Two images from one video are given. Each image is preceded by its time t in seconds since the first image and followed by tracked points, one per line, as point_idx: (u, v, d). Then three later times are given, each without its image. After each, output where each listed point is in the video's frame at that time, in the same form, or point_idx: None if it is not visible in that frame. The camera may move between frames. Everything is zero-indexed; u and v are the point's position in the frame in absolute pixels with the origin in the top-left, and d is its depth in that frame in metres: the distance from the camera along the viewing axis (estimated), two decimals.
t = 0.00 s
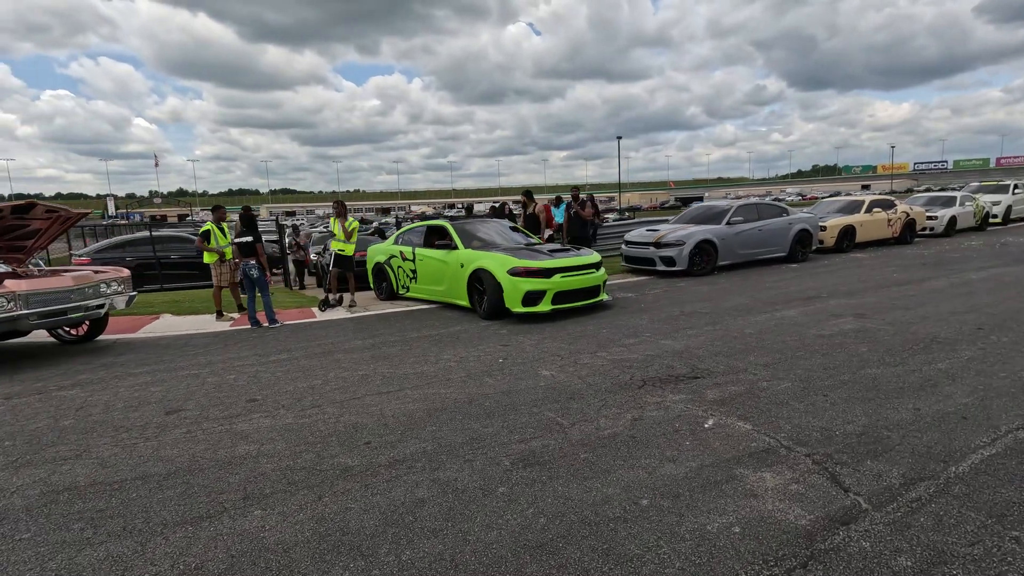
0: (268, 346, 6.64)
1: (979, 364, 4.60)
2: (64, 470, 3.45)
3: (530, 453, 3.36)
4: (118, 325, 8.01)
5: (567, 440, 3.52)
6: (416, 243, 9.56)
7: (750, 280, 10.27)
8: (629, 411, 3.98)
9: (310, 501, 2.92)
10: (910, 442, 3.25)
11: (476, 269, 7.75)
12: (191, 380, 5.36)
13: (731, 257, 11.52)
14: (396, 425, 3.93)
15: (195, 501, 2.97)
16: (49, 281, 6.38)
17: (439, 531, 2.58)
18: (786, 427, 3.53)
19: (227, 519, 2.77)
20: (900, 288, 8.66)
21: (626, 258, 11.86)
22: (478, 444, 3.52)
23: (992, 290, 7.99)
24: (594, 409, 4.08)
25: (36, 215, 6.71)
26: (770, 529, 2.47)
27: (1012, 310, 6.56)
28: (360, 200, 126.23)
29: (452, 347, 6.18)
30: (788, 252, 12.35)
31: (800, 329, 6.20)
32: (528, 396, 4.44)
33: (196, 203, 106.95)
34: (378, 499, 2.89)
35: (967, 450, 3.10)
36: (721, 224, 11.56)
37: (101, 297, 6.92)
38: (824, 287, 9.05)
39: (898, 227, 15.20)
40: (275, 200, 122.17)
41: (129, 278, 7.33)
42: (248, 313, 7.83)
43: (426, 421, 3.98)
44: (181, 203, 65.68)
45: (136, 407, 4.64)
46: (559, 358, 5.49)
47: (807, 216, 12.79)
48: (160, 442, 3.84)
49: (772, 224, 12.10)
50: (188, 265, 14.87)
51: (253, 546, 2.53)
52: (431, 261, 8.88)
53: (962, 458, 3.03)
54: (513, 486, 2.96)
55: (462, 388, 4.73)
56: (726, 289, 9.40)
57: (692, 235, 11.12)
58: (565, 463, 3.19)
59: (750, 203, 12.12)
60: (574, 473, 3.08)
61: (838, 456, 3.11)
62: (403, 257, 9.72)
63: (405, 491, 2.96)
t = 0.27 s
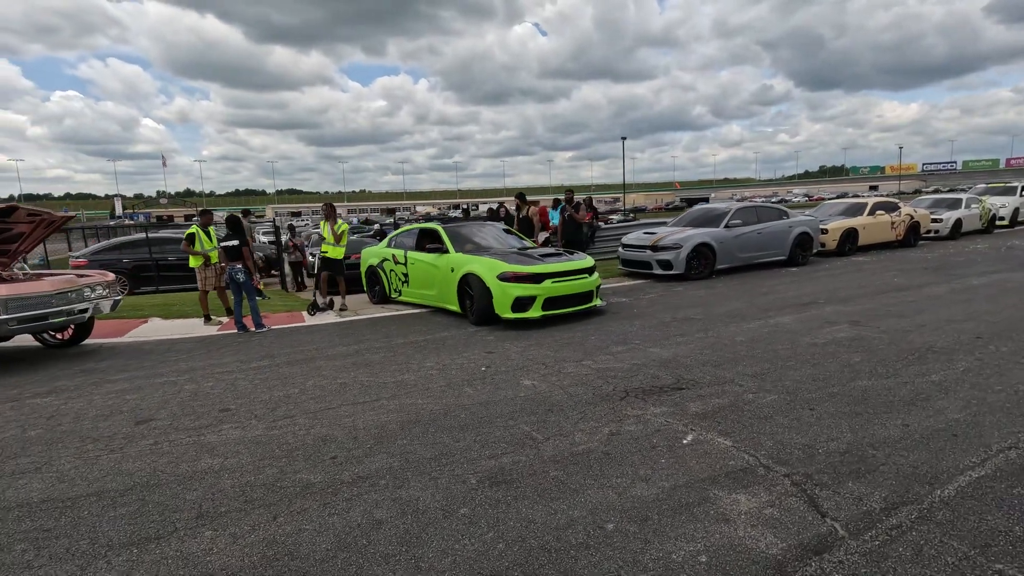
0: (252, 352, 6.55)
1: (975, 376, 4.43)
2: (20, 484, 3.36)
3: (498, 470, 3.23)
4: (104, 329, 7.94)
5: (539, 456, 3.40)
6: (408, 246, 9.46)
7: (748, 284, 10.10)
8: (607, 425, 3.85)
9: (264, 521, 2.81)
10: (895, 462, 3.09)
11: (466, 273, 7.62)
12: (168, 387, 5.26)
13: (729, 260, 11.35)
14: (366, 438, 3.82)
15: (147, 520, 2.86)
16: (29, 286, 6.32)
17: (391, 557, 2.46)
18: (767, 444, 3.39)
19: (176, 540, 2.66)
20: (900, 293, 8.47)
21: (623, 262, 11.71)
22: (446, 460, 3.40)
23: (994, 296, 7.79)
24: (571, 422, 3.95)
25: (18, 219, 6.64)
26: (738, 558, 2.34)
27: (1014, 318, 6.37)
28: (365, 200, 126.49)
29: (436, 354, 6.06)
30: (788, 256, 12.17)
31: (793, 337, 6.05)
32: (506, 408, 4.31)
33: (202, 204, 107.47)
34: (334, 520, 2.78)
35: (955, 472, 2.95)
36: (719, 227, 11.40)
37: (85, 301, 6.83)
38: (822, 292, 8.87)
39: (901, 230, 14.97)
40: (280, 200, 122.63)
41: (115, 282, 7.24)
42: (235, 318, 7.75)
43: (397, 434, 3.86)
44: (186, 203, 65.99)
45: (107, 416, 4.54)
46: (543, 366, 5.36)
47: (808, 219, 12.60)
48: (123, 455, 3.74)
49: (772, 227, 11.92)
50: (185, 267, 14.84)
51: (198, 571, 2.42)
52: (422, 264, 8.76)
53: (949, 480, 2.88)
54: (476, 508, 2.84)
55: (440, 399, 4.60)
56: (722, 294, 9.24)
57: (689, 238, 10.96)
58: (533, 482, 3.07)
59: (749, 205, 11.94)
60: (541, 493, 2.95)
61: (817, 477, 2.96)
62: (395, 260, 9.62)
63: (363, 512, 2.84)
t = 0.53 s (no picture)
0: (237, 352, 6.51)
1: (964, 380, 4.32)
2: None
3: (465, 475, 3.17)
4: (94, 328, 7.93)
5: (509, 460, 3.32)
6: (400, 246, 9.42)
7: (744, 285, 9.99)
8: (582, 429, 3.77)
9: (221, 525, 2.75)
10: (872, 468, 3.01)
11: (456, 273, 7.54)
12: (148, 387, 5.22)
13: (727, 261, 11.23)
14: (338, 441, 3.76)
15: (104, 523, 2.81)
16: (15, 285, 6.31)
17: (344, 563, 2.40)
18: (743, 450, 3.31)
19: (129, 544, 2.61)
20: (897, 294, 8.34)
21: (619, 262, 11.62)
22: (415, 464, 3.33)
23: (993, 298, 7.65)
24: (547, 425, 3.88)
25: (5, 217, 6.64)
26: (699, 568, 2.26)
27: (1011, 320, 6.24)
28: (370, 200, 126.78)
29: (421, 355, 6.00)
30: (787, 256, 12.04)
31: (783, 339, 5.95)
32: (483, 410, 4.24)
33: (207, 203, 108.03)
34: (292, 524, 2.72)
35: (933, 479, 2.86)
36: (716, 227, 11.29)
37: (72, 300, 6.81)
38: (819, 293, 8.74)
39: (903, 230, 14.79)
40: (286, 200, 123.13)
41: (104, 281, 7.22)
42: (224, 317, 7.73)
43: (369, 437, 3.80)
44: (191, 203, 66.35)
45: (83, 416, 4.50)
46: (526, 368, 5.28)
47: (807, 219, 12.45)
48: (92, 456, 3.69)
49: (770, 227, 11.79)
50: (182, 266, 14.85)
51: None
52: (414, 264, 8.71)
53: (925, 487, 2.79)
54: (437, 513, 2.77)
55: (418, 400, 4.53)
56: (717, 295, 9.14)
57: (686, 238, 10.85)
58: (499, 487, 3.00)
59: (747, 205, 11.82)
60: (505, 498, 2.88)
61: (790, 484, 2.88)
62: (388, 260, 9.58)
63: (323, 516, 2.78)
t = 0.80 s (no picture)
0: (223, 353, 6.51)
1: (947, 388, 4.25)
2: None
3: (428, 481, 3.13)
4: (85, 328, 7.96)
5: (475, 467, 3.29)
6: (393, 247, 9.41)
7: (739, 288, 9.91)
8: (553, 435, 3.72)
9: (177, 531, 2.74)
10: (840, 480, 2.95)
11: (445, 275, 7.50)
12: (129, 388, 5.23)
13: (723, 263, 11.14)
14: (307, 445, 3.74)
15: (60, 528, 2.80)
16: (3, 284, 6.34)
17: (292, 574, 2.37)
18: (712, 458, 3.26)
19: (82, 551, 2.60)
20: (892, 298, 8.23)
21: (614, 263, 11.56)
22: (380, 470, 3.30)
23: (989, 302, 7.53)
24: (518, 431, 3.84)
25: None
26: None
27: (1003, 326, 6.14)
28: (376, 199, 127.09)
29: (404, 357, 5.97)
30: (784, 258, 11.94)
31: (770, 343, 5.88)
32: (457, 415, 4.21)
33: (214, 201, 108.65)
34: (247, 532, 2.70)
35: (900, 492, 2.80)
36: (712, 228, 11.21)
37: (61, 300, 6.83)
38: (813, 296, 8.65)
39: (905, 232, 14.63)
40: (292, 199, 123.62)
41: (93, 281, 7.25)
42: (213, 317, 7.75)
43: (339, 441, 3.77)
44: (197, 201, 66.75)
45: (59, 417, 4.50)
46: (507, 372, 5.24)
47: (806, 220, 12.34)
48: (61, 458, 3.69)
49: (768, 229, 11.69)
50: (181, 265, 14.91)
51: None
52: (405, 265, 8.68)
53: (891, 501, 2.73)
54: (394, 522, 2.74)
55: (394, 404, 4.51)
56: (711, 298, 9.06)
57: (681, 240, 10.77)
58: (460, 495, 2.97)
59: (745, 207, 11.72)
60: (464, 507, 2.85)
61: (754, 496, 2.83)
62: (381, 261, 9.57)
63: (279, 524, 2.76)
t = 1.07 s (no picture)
0: (211, 354, 6.48)
1: (940, 394, 4.14)
2: None
3: (399, 490, 3.07)
4: (79, 328, 7.96)
5: (448, 475, 3.22)
6: (388, 247, 9.35)
7: (738, 289, 9.78)
8: (532, 442, 3.65)
9: (138, 540, 2.68)
10: (821, 491, 2.85)
11: (437, 276, 7.42)
12: (114, 390, 5.20)
13: (722, 264, 11.03)
14: (282, 450, 3.68)
15: (22, 536, 2.75)
16: None
17: None
18: (691, 467, 3.17)
19: (40, 559, 2.55)
20: (893, 299, 8.09)
21: (613, 264, 11.46)
22: (351, 477, 3.24)
23: (992, 304, 7.38)
24: (498, 436, 3.76)
25: None
26: None
27: (1004, 329, 6.00)
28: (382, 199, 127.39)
29: (392, 359, 5.91)
30: (785, 259, 11.79)
31: (764, 346, 5.77)
32: (437, 419, 4.14)
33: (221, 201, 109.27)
34: (209, 541, 2.64)
35: (882, 504, 2.71)
36: (711, 229, 11.09)
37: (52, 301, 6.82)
38: (812, 298, 8.52)
39: (910, 232, 14.43)
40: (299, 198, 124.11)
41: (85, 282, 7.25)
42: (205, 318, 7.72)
43: (314, 446, 3.71)
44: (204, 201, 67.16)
45: (41, 419, 4.48)
46: (494, 375, 5.17)
47: (808, 220, 12.19)
48: (35, 462, 3.65)
49: (769, 229, 11.56)
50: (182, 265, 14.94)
51: None
52: (399, 266, 8.62)
53: (873, 514, 2.63)
54: (359, 532, 2.68)
55: (375, 408, 4.45)
56: (708, 299, 8.95)
57: (680, 240, 10.66)
58: (430, 504, 2.90)
59: (745, 207, 11.59)
60: (432, 516, 2.78)
61: (731, 507, 2.74)
62: (376, 261, 9.51)
63: (242, 533, 2.70)
